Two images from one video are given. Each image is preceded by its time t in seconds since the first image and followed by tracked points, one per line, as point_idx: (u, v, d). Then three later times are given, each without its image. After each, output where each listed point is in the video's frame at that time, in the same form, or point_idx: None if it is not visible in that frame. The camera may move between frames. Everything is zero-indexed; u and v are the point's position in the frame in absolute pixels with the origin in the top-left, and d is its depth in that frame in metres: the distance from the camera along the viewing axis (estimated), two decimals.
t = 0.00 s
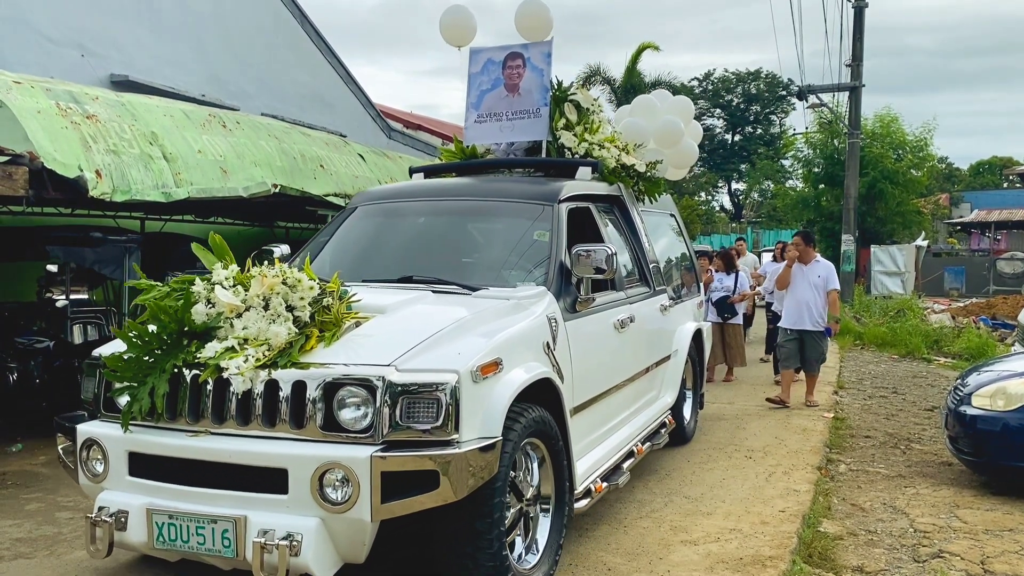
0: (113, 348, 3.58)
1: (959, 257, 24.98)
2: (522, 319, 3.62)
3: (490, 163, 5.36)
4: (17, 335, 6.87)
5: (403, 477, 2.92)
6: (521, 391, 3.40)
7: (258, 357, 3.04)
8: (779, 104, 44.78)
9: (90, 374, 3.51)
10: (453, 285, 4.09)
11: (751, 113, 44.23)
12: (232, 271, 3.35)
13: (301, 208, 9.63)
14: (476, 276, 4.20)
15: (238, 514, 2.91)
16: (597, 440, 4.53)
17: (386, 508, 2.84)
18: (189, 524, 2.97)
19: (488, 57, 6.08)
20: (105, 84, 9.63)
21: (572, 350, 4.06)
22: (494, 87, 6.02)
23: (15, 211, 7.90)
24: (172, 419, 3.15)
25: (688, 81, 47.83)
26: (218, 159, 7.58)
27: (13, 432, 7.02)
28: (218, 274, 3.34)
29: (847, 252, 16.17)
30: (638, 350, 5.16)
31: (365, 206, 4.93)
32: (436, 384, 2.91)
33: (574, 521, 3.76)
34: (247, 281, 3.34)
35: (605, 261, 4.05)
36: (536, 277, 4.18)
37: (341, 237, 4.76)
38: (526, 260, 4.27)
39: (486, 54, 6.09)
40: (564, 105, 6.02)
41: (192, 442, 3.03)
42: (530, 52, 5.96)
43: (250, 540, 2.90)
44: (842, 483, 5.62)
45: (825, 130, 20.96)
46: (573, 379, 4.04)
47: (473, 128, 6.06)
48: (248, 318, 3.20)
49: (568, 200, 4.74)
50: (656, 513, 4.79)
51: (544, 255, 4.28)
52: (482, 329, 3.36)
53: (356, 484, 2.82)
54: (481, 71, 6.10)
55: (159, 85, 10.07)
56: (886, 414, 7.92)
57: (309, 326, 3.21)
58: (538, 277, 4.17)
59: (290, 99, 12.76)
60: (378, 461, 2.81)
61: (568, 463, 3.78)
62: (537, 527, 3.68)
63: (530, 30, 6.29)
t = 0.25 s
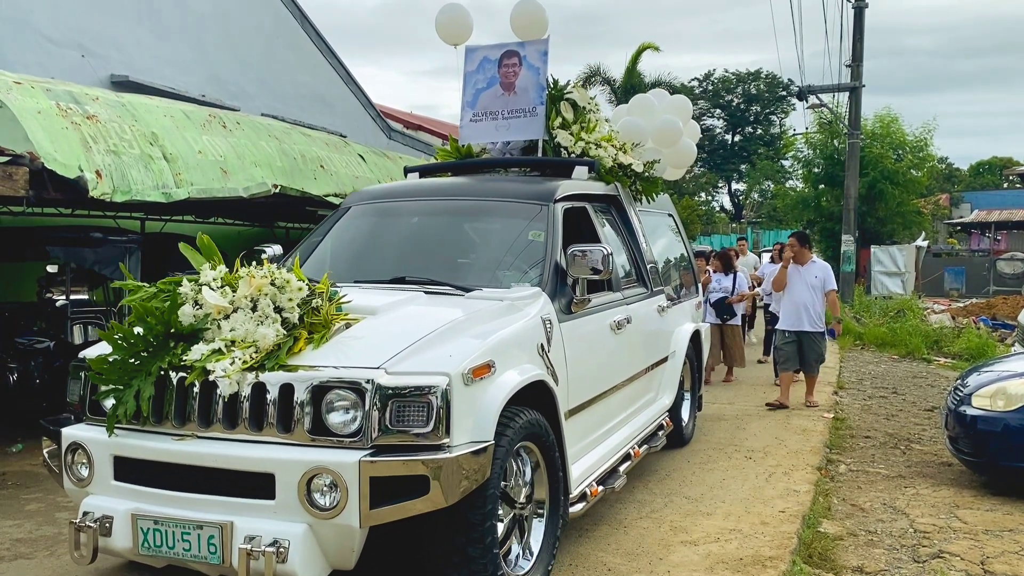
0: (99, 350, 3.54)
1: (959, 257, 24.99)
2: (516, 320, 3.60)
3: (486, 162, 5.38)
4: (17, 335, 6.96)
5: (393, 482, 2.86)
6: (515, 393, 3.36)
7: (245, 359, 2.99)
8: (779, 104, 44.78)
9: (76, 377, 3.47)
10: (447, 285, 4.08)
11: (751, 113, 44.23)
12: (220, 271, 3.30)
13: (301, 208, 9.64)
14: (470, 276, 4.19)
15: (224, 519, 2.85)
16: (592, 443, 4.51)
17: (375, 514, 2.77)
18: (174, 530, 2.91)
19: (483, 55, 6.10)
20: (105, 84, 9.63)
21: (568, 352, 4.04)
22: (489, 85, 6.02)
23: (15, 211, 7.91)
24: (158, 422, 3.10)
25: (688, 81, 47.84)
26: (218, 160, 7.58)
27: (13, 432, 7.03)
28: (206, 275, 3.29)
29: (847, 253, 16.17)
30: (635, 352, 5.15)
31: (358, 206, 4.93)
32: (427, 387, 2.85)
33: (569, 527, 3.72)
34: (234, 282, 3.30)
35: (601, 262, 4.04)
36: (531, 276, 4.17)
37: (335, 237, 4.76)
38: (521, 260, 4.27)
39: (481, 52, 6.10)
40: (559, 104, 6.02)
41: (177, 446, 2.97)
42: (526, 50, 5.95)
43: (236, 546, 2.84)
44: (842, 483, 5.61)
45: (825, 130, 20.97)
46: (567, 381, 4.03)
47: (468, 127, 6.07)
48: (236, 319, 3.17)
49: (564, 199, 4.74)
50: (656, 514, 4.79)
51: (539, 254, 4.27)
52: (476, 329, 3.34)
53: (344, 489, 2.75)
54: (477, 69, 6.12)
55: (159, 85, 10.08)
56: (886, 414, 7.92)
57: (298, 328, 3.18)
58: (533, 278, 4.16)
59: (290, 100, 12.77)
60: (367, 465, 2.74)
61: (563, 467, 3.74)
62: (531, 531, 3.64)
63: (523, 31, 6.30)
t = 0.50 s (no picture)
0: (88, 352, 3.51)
1: (959, 257, 24.98)
2: (510, 322, 3.59)
3: (483, 161, 5.39)
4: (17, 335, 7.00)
5: (384, 487, 2.82)
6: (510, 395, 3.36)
7: (234, 362, 2.99)
8: (779, 105, 44.77)
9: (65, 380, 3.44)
10: (441, 286, 4.08)
11: (751, 114, 44.23)
12: (210, 273, 3.31)
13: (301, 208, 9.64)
14: (465, 277, 4.18)
15: (213, 524, 2.82)
16: (589, 446, 4.50)
17: (366, 519, 2.75)
18: (163, 535, 2.87)
19: (480, 53, 6.11)
20: (106, 85, 9.63)
21: (563, 353, 4.04)
22: (485, 84, 6.02)
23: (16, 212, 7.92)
24: (146, 425, 3.08)
25: (688, 82, 47.85)
26: (218, 160, 7.58)
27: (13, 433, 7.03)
28: (196, 276, 3.29)
29: (847, 253, 16.16)
30: (632, 354, 5.14)
31: (353, 205, 4.93)
32: (419, 390, 2.83)
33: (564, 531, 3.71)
34: (224, 283, 3.29)
35: (597, 262, 4.04)
36: (526, 277, 4.17)
37: (329, 237, 4.76)
38: (516, 261, 4.26)
39: (478, 51, 6.12)
40: (557, 103, 5.97)
41: (166, 449, 2.94)
42: (523, 48, 5.96)
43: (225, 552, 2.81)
44: (842, 484, 5.61)
45: (825, 130, 20.96)
46: (564, 382, 4.03)
47: (464, 126, 6.06)
48: (225, 321, 3.16)
49: (560, 199, 4.74)
50: (655, 514, 4.79)
51: (534, 255, 4.27)
52: (469, 330, 3.34)
53: (334, 493, 2.72)
54: (473, 68, 6.11)
55: (159, 85, 10.08)
56: (886, 415, 7.92)
57: (288, 330, 3.16)
58: (529, 278, 4.15)
59: (290, 100, 12.77)
60: (357, 470, 2.72)
61: (558, 470, 3.74)
62: (526, 535, 3.63)
63: (519, 30, 6.30)
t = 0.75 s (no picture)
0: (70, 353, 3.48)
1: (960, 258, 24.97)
2: (502, 323, 3.57)
3: (479, 160, 5.38)
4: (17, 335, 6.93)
5: (371, 492, 2.80)
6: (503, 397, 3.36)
7: (219, 364, 2.97)
8: (779, 105, 44.76)
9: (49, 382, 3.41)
10: (434, 287, 4.07)
11: (751, 114, 44.24)
12: (196, 273, 3.29)
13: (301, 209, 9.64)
14: (458, 278, 4.18)
15: (197, 530, 2.78)
16: (585, 449, 4.50)
17: (352, 524, 2.73)
18: (146, 541, 2.83)
19: (475, 51, 6.11)
20: (106, 85, 9.63)
21: (558, 355, 4.04)
22: (481, 83, 6.02)
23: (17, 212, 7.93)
24: (130, 429, 3.05)
25: (688, 82, 47.86)
26: (219, 160, 7.59)
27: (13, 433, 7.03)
28: (181, 276, 3.27)
29: (847, 254, 16.16)
30: (629, 354, 5.14)
31: (348, 204, 4.93)
32: (407, 393, 2.82)
33: (558, 536, 3.71)
34: (210, 284, 3.27)
35: (592, 263, 4.03)
36: (520, 277, 4.16)
37: (323, 237, 4.75)
38: (509, 262, 4.26)
39: (473, 49, 6.12)
40: (553, 101, 5.98)
41: (151, 454, 2.91)
42: (518, 46, 5.96)
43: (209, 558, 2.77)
44: (842, 484, 5.61)
45: (825, 131, 20.97)
46: (558, 384, 4.02)
47: (460, 125, 6.07)
48: (211, 323, 3.13)
49: (555, 199, 4.74)
50: (656, 515, 4.79)
51: (528, 255, 4.27)
52: (461, 331, 3.33)
53: (321, 499, 2.70)
54: (469, 66, 6.12)
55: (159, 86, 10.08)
56: (886, 415, 7.91)
57: (275, 331, 3.14)
58: (523, 279, 4.15)
59: (290, 100, 12.77)
60: (343, 474, 2.70)
61: (552, 473, 3.73)
62: (520, 539, 3.64)
63: (518, 28, 6.29)
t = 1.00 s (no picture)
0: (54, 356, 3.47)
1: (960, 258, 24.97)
2: (493, 325, 3.57)
3: (474, 160, 5.38)
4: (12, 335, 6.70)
5: (357, 498, 2.79)
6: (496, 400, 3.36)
7: (204, 367, 2.96)
8: (779, 105, 44.76)
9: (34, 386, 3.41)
10: (427, 288, 4.07)
11: (751, 114, 44.24)
12: (182, 275, 3.30)
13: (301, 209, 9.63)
14: (451, 278, 4.18)
15: (181, 537, 2.77)
16: (581, 451, 4.50)
17: (339, 531, 2.72)
18: (129, 549, 2.82)
19: (471, 49, 6.10)
20: (106, 86, 9.63)
21: (553, 357, 4.04)
22: (476, 82, 6.02)
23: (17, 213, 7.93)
24: (113, 433, 3.03)
25: (688, 82, 47.85)
26: (218, 161, 7.59)
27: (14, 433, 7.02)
28: (167, 277, 3.28)
29: (847, 254, 16.15)
30: (625, 356, 5.13)
31: (341, 204, 4.93)
32: (396, 396, 2.81)
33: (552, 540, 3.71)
34: (197, 285, 3.28)
35: (587, 264, 4.01)
36: (514, 278, 4.16)
37: (316, 237, 4.75)
38: (502, 262, 4.26)
39: (468, 47, 6.11)
40: (549, 99, 5.98)
41: (134, 459, 2.90)
42: (514, 45, 5.96)
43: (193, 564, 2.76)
44: (842, 485, 5.60)
45: (825, 131, 20.97)
46: (554, 386, 4.02)
47: (456, 124, 6.07)
48: (196, 325, 3.12)
49: (551, 199, 4.74)
50: (656, 515, 4.79)
51: (522, 256, 4.27)
52: (453, 333, 3.33)
53: (306, 505, 2.69)
54: (463, 64, 6.11)
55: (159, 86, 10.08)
56: (886, 416, 7.91)
57: (262, 333, 3.15)
58: (517, 279, 4.14)
59: (290, 100, 12.78)
60: (330, 481, 2.68)
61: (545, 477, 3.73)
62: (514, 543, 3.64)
63: (515, 26, 6.29)
